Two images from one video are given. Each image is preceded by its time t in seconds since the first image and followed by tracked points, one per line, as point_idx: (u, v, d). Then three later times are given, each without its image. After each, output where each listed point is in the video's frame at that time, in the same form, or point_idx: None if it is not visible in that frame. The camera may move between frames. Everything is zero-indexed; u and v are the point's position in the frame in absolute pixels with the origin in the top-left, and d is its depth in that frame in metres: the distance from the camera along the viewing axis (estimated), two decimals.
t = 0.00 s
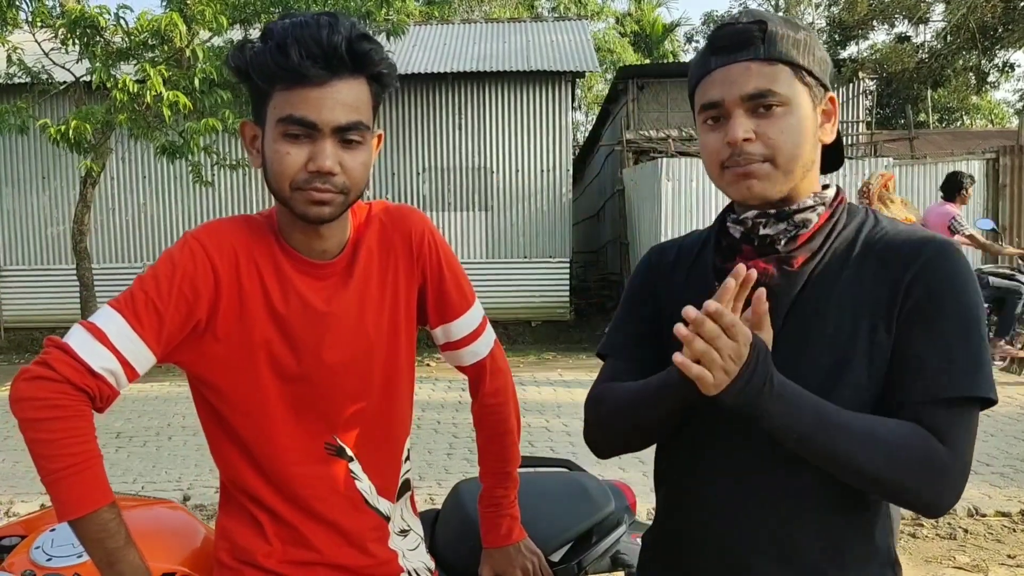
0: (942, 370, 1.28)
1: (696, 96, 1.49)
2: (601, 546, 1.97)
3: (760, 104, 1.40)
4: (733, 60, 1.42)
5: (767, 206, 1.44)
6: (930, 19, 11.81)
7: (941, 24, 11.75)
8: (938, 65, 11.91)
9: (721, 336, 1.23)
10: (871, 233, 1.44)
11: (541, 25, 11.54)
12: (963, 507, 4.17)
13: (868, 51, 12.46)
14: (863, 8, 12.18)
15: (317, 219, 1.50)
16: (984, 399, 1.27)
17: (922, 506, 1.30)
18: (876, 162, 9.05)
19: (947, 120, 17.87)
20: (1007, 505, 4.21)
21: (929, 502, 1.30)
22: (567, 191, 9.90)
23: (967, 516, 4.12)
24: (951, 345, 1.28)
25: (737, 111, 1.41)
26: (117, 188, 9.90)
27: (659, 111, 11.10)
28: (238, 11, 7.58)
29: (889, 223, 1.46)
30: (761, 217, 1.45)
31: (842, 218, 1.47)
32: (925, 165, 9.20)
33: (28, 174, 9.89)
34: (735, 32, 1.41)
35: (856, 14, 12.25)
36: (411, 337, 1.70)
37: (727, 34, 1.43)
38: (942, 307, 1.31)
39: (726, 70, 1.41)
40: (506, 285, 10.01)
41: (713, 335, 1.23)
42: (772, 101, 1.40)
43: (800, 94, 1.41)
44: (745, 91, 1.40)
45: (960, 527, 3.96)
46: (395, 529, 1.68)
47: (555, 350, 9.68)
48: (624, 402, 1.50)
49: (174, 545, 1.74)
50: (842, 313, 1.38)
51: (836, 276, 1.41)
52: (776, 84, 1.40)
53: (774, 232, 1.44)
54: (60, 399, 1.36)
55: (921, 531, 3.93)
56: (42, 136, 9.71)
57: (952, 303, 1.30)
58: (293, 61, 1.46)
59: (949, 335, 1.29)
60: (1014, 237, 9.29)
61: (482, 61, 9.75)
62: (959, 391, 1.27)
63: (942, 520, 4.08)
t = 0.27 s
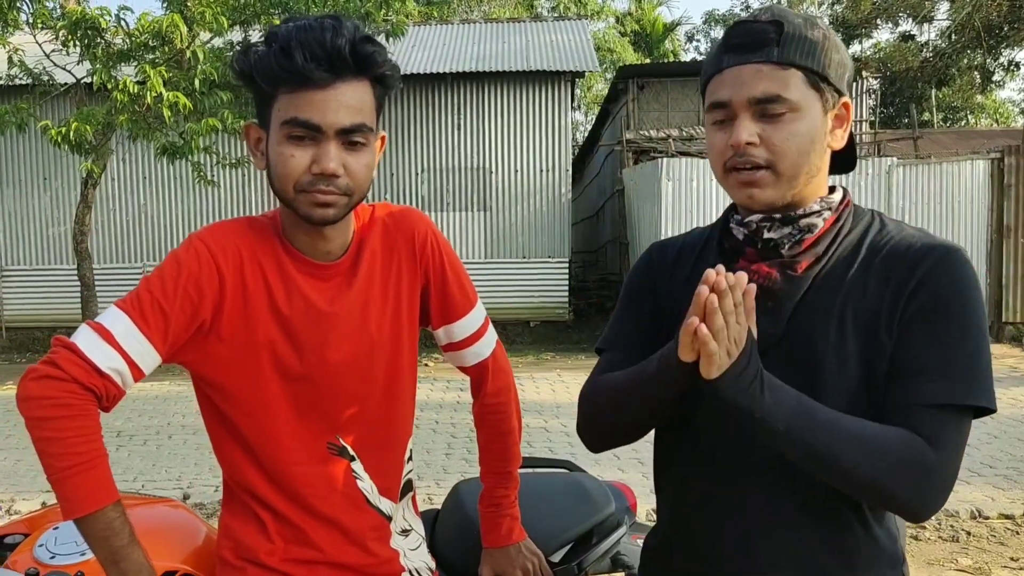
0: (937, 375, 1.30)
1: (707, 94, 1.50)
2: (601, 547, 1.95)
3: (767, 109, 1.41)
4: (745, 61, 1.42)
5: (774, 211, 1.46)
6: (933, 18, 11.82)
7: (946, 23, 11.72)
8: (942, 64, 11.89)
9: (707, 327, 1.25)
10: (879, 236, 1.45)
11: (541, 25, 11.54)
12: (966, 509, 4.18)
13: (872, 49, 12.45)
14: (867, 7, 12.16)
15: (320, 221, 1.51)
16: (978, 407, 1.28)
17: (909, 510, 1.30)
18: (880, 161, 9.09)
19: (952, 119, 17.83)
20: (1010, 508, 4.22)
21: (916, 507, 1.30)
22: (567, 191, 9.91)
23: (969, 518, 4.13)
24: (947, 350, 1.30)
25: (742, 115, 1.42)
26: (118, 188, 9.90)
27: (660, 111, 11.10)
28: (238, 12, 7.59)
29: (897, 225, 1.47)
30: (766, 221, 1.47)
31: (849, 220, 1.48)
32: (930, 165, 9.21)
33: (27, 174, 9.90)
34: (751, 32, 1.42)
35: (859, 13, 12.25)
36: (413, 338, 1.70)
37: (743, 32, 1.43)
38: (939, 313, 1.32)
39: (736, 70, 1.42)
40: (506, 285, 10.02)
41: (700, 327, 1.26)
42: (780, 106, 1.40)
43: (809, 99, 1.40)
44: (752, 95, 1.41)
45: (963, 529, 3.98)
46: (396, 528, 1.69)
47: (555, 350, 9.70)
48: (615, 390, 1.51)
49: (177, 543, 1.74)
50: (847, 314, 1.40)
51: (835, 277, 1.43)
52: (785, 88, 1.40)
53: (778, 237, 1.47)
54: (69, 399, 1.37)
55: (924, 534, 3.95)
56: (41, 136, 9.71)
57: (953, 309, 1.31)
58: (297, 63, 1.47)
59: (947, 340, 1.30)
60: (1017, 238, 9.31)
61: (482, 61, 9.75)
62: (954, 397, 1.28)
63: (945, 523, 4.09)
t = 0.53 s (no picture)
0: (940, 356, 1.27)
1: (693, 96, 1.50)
2: (604, 548, 1.94)
3: (752, 106, 1.40)
4: (728, 60, 1.42)
5: (766, 207, 1.45)
6: (939, 17, 11.77)
7: (953, 22, 11.70)
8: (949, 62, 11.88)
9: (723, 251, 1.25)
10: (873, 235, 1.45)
11: (542, 25, 11.54)
12: (972, 511, 4.17)
13: (878, 48, 12.43)
14: (873, 5, 12.15)
15: (326, 220, 1.51)
16: (974, 390, 1.26)
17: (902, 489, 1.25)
18: (885, 161, 9.07)
19: (958, 118, 17.79)
20: (1017, 510, 4.21)
21: (911, 487, 1.24)
22: (568, 191, 9.90)
23: (975, 520, 4.13)
24: (948, 331, 1.28)
25: (728, 113, 1.42)
26: (120, 189, 9.92)
27: (663, 111, 11.10)
28: (239, 13, 7.59)
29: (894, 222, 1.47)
30: (763, 218, 1.47)
31: (846, 217, 1.49)
32: (936, 165, 9.20)
33: (30, 175, 9.91)
34: (732, 32, 1.42)
35: (865, 12, 12.24)
36: (417, 337, 1.71)
37: (726, 32, 1.43)
38: (939, 295, 1.31)
39: (719, 70, 1.42)
40: (507, 285, 10.01)
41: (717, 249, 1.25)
42: (764, 102, 1.39)
43: (794, 94, 1.39)
44: (735, 93, 1.41)
45: (968, 532, 3.97)
46: (399, 528, 1.69)
47: (556, 351, 9.70)
48: (613, 359, 1.51)
49: (181, 541, 1.74)
50: (842, 306, 1.40)
51: (833, 274, 1.43)
52: (768, 84, 1.39)
53: (775, 234, 1.46)
54: (75, 397, 1.37)
55: (929, 536, 3.94)
56: (44, 137, 9.73)
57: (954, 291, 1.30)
58: (306, 63, 1.47)
59: (948, 323, 1.29)
60: None
61: (483, 62, 9.75)
62: (950, 375, 1.26)
63: (950, 524, 4.08)
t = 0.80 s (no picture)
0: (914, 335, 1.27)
1: (705, 110, 1.44)
2: (608, 548, 1.95)
3: (786, 115, 1.39)
4: (755, 70, 1.38)
5: (784, 214, 1.43)
6: (946, 16, 11.71)
7: (960, 20, 11.66)
8: (956, 61, 11.84)
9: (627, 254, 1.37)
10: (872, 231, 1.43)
11: (545, 24, 11.53)
12: (978, 513, 4.17)
13: (884, 46, 12.40)
14: (879, 3, 12.12)
15: (332, 221, 1.51)
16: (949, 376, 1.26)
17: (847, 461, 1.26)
18: (891, 160, 9.03)
19: (965, 117, 17.75)
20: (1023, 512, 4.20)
21: (857, 461, 1.26)
22: (571, 191, 9.90)
23: (982, 522, 4.12)
24: (928, 315, 1.28)
25: (764, 124, 1.38)
26: (123, 189, 9.93)
27: (666, 110, 11.09)
28: (242, 14, 7.60)
29: (888, 218, 1.46)
30: (768, 221, 1.44)
31: (843, 214, 1.47)
32: (942, 164, 9.18)
33: (33, 175, 9.93)
34: (748, 39, 1.38)
35: (870, 10, 12.20)
36: (421, 338, 1.71)
37: (739, 42, 1.39)
38: (923, 279, 1.31)
39: (750, 81, 1.37)
40: (510, 285, 10.01)
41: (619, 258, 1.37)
42: (798, 111, 1.39)
43: (819, 102, 1.41)
44: (773, 103, 1.38)
45: (974, 533, 3.96)
46: (402, 529, 1.69)
47: (558, 351, 9.70)
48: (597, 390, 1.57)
49: (186, 538, 1.75)
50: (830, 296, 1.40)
51: (828, 269, 1.42)
52: (800, 93, 1.39)
53: (779, 236, 1.44)
54: (81, 396, 1.38)
55: (934, 537, 3.94)
56: (47, 137, 9.74)
57: (937, 276, 1.30)
58: (313, 64, 1.47)
59: (928, 306, 1.29)
60: None
61: (485, 61, 9.75)
62: (919, 356, 1.26)
63: (956, 526, 4.07)
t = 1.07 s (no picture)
0: (889, 344, 1.26)
1: (679, 108, 1.44)
2: (612, 549, 1.95)
3: (758, 115, 1.39)
4: (728, 69, 1.38)
5: (752, 216, 1.43)
6: (952, 15, 11.67)
7: (966, 19, 11.62)
8: (962, 60, 11.81)
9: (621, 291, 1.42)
10: (849, 221, 1.41)
11: (547, 24, 11.54)
12: (987, 515, 4.16)
13: (890, 46, 12.38)
14: (884, 3, 12.10)
15: (339, 218, 1.51)
16: (932, 379, 1.23)
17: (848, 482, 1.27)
18: (898, 160, 9.01)
19: (972, 116, 17.69)
20: None
21: (848, 473, 1.27)
22: (574, 191, 9.89)
23: (989, 525, 4.11)
24: (905, 320, 1.26)
25: (735, 123, 1.39)
26: (127, 190, 9.95)
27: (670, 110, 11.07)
28: (246, 14, 7.62)
29: (870, 209, 1.42)
30: (735, 227, 1.45)
31: (819, 208, 1.44)
32: (949, 163, 9.16)
33: (37, 175, 9.95)
34: (723, 39, 1.38)
35: (876, 9, 12.17)
36: (426, 338, 1.71)
37: (714, 41, 1.39)
38: (896, 282, 1.28)
39: (721, 80, 1.37)
40: (513, 285, 10.01)
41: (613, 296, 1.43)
42: (771, 111, 1.39)
43: (794, 101, 1.41)
44: (745, 102, 1.38)
45: (982, 536, 3.95)
46: (405, 529, 1.69)
47: (562, 352, 9.69)
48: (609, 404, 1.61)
49: (190, 538, 1.74)
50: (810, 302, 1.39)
51: (804, 267, 1.41)
52: (774, 92, 1.39)
53: (750, 240, 1.43)
54: (86, 395, 1.38)
55: (942, 541, 3.92)
56: (51, 138, 9.77)
57: (911, 277, 1.27)
58: (321, 62, 1.47)
59: (905, 311, 1.26)
60: None
61: (488, 61, 9.75)
62: (908, 368, 1.24)
63: (963, 529, 4.06)
